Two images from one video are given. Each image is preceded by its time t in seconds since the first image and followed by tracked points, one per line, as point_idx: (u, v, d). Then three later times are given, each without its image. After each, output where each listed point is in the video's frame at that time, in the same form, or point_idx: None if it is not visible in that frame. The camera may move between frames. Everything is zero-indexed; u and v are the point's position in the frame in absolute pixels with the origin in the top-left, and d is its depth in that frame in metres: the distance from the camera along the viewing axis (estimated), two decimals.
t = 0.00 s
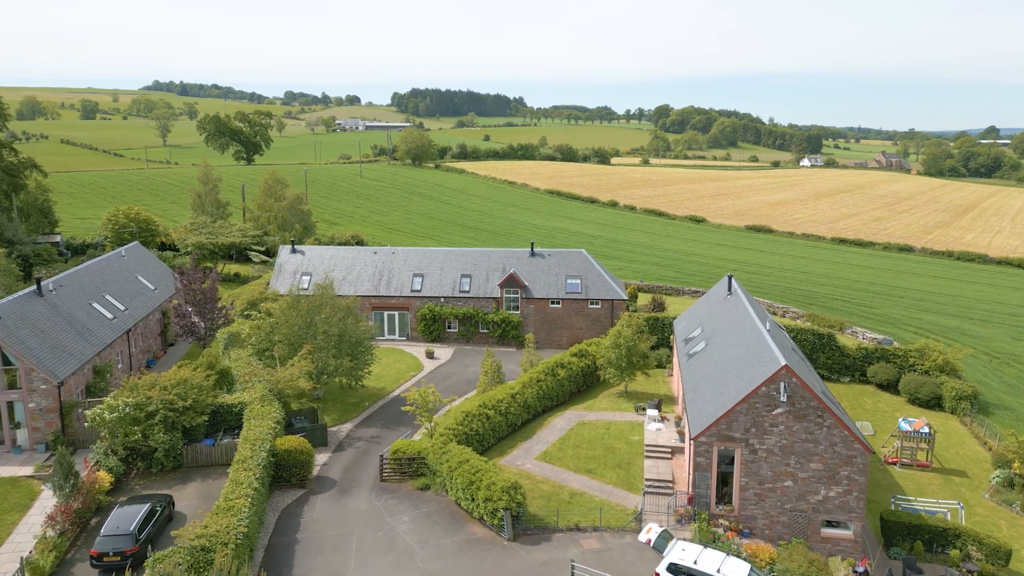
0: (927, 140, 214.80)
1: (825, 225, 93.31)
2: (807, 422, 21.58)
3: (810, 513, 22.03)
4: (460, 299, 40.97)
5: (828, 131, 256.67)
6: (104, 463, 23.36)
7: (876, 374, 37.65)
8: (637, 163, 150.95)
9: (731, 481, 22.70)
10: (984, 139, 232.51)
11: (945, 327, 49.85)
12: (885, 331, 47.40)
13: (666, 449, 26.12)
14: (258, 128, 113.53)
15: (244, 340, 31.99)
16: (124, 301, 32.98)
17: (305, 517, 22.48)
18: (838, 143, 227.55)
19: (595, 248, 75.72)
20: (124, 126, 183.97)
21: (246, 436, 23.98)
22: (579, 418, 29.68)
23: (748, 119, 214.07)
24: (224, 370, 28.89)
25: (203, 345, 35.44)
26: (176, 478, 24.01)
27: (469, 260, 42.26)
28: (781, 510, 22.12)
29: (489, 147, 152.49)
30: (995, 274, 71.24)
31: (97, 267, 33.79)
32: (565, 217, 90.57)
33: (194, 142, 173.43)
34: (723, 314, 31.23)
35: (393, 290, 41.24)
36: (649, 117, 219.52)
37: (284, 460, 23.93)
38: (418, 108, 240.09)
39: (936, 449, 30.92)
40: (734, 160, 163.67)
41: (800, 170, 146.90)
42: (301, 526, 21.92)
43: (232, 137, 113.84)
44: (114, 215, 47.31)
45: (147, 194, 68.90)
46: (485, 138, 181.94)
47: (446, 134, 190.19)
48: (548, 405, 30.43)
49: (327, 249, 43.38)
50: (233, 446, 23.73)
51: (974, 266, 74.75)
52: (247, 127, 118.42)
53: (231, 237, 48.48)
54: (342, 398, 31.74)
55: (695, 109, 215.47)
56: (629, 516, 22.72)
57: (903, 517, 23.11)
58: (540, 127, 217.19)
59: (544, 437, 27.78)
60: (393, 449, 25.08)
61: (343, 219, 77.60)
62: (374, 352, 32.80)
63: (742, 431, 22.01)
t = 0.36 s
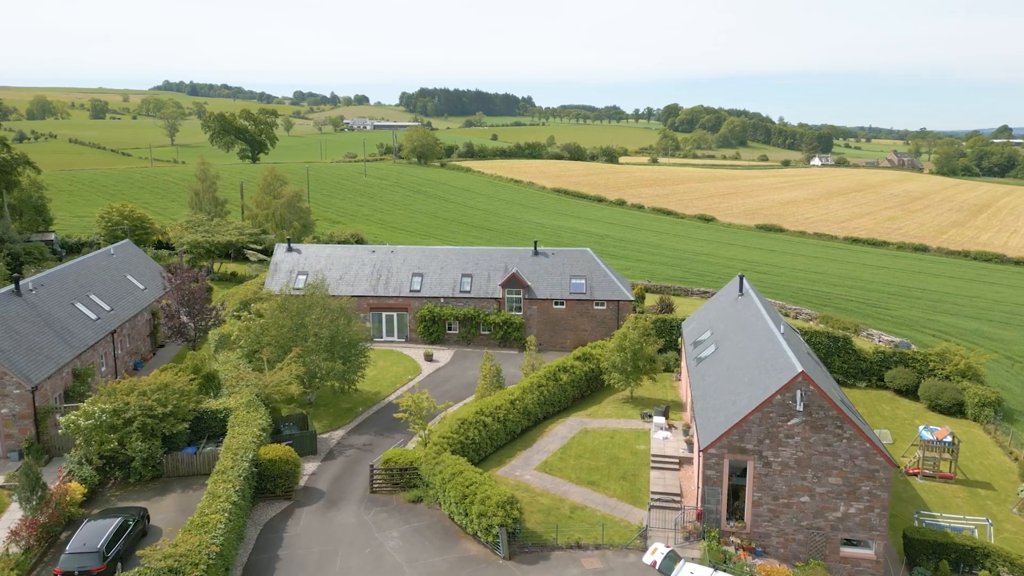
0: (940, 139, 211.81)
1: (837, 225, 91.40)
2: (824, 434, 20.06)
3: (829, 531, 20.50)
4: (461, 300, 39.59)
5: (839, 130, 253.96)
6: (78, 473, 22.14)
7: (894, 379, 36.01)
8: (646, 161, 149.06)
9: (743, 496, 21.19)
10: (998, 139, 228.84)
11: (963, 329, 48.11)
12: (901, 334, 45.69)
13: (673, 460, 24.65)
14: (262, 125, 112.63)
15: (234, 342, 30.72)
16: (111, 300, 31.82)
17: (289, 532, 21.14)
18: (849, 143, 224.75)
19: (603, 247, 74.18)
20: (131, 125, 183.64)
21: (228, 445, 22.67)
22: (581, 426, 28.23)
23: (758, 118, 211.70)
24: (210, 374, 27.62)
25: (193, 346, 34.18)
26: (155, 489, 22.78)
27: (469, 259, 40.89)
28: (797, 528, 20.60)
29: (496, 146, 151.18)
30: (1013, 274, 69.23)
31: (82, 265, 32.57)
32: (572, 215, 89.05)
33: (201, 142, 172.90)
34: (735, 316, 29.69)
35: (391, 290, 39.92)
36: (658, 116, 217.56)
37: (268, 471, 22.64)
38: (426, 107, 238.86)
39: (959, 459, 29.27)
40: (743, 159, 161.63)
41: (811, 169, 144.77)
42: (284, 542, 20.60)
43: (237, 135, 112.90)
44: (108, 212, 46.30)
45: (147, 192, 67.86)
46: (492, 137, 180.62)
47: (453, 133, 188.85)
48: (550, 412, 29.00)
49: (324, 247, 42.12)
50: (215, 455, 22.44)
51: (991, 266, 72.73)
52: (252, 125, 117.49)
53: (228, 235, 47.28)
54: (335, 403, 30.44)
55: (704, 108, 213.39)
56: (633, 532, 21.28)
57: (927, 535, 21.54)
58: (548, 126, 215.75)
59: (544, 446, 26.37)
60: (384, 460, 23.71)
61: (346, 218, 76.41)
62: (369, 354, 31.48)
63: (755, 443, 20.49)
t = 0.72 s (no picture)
0: (953, 139, 208.84)
1: (849, 224, 89.50)
2: (845, 449, 18.59)
3: (849, 553, 19.00)
4: (462, 301, 38.22)
5: (849, 130, 251.20)
6: (50, 485, 20.98)
7: (913, 386, 34.38)
8: (654, 161, 147.26)
9: (756, 513, 19.73)
10: (1012, 138, 225.53)
11: (982, 332, 46.36)
12: (919, 338, 43.96)
13: (681, 474, 23.21)
14: (267, 123, 111.67)
15: (222, 347, 29.51)
16: (97, 301, 30.72)
17: (270, 550, 19.82)
18: (860, 143, 222.12)
19: (610, 247, 72.65)
20: (138, 125, 183.16)
21: (209, 455, 21.38)
22: (584, 435, 26.87)
23: (767, 118, 209.38)
24: (195, 379, 26.38)
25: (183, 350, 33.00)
26: (132, 504, 21.56)
27: (470, 259, 39.52)
28: (815, 549, 19.12)
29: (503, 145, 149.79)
30: None
31: (68, 265, 31.45)
32: (579, 215, 87.58)
33: (207, 141, 172.26)
34: (747, 319, 28.21)
35: (389, 291, 38.60)
36: (667, 116, 215.69)
37: (251, 483, 21.33)
38: (434, 107, 237.72)
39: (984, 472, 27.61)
40: (753, 159, 159.61)
41: (821, 169, 142.64)
42: (264, 561, 19.27)
43: (241, 134, 111.96)
44: (101, 211, 45.24)
45: (147, 190, 66.84)
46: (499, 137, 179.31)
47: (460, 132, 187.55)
48: (551, 420, 27.62)
49: (321, 247, 40.86)
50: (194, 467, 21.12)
51: (1009, 267, 70.68)
52: (257, 124, 116.55)
53: (224, 234, 46.08)
54: (329, 410, 29.17)
55: (714, 107, 211.24)
56: (638, 552, 19.84)
57: (955, 556, 20.01)
58: (556, 125, 214.12)
59: (545, 457, 24.96)
60: (375, 472, 22.38)
61: (349, 218, 75.16)
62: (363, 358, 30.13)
63: (770, 458, 19.01)
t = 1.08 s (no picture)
0: (966, 138, 205.85)
1: (863, 225, 87.59)
2: (869, 468, 17.18)
3: None
4: (463, 304, 36.90)
5: (860, 130, 248.34)
6: (20, 501, 19.77)
7: (934, 394, 32.76)
8: (663, 160, 145.47)
9: (772, 535, 18.28)
10: None
11: (1003, 337, 44.61)
12: (937, 342, 42.27)
13: (691, 491, 21.75)
14: (271, 122, 110.70)
15: (210, 351, 28.29)
16: (81, 303, 29.58)
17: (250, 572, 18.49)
18: (871, 143, 219.32)
19: (618, 248, 71.16)
20: (145, 125, 182.66)
21: (187, 469, 20.12)
22: (587, 446, 25.47)
23: (776, 117, 207.06)
24: (179, 386, 25.19)
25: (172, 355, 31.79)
26: (106, 521, 20.29)
27: (471, 261, 38.18)
28: None
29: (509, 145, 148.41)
30: None
31: (53, 266, 30.31)
32: (586, 215, 86.07)
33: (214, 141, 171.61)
34: (759, 325, 26.78)
35: (388, 293, 37.34)
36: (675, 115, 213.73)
37: (231, 499, 20.06)
38: (442, 106, 236.42)
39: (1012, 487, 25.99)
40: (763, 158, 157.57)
41: (832, 169, 140.50)
42: None
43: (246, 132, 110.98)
44: (94, 210, 44.18)
45: (148, 189, 65.87)
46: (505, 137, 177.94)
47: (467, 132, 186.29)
48: (553, 430, 26.24)
49: (318, 247, 39.63)
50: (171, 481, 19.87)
51: None
52: (261, 122, 115.60)
53: (220, 235, 44.93)
54: (322, 418, 27.89)
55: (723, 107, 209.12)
56: None
57: None
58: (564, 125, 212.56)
59: (546, 470, 23.57)
60: (365, 487, 21.05)
61: (352, 218, 73.94)
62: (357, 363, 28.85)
63: (787, 477, 17.57)
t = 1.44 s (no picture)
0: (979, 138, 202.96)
1: (876, 225, 85.73)
2: (896, 492, 15.76)
3: None
4: (463, 307, 35.59)
5: (871, 129, 245.46)
6: None
7: (957, 404, 31.20)
8: (672, 160, 143.61)
9: (789, 562, 16.87)
10: None
11: None
12: (956, 348, 40.65)
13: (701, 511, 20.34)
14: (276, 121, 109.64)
15: (197, 358, 27.09)
16: (64, 307, 28.42)
17: None
18: (882, 143, 216.60)
19: (625, 248, 69.66)
20: (152, 125, 182.09)
21: (163, 487, 18.88)
22: (591, 460, 24.08)
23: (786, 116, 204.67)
24: (162, 395, 24.01)
25: (161, 360, 30.70)
26: (77, 541, 19.08)
27: (472, 262, 36.87)
28: None
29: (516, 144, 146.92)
30: None
31: (36, 268, 29.16)
32: (593, 215, 84.56)
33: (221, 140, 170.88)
34: (772, 331, 25.36)
35: (386, 296, 36.07)
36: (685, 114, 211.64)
37: (209, 519, 18.81)
38: (450, 106, 235.20)
39: None
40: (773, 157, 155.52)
41: (844, 168, 138.34)
42: None
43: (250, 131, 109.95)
44: (87, 210, 43.12)
45: (148, 189, 64.84)
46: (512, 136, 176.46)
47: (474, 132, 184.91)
48: (555, 443, 24.88)
49: (314, 248, 38.42)
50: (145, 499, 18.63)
51: None
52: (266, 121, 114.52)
53: (216, 235, 43.77)
54: (313, 429, 26.63)
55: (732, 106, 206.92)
56: None
57: None
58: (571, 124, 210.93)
59: (546, 487, 22.23)
60: (353, 505, 19.75)
61: (355, 218, 72.72)
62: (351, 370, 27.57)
63: (807, 501, 16.17)
